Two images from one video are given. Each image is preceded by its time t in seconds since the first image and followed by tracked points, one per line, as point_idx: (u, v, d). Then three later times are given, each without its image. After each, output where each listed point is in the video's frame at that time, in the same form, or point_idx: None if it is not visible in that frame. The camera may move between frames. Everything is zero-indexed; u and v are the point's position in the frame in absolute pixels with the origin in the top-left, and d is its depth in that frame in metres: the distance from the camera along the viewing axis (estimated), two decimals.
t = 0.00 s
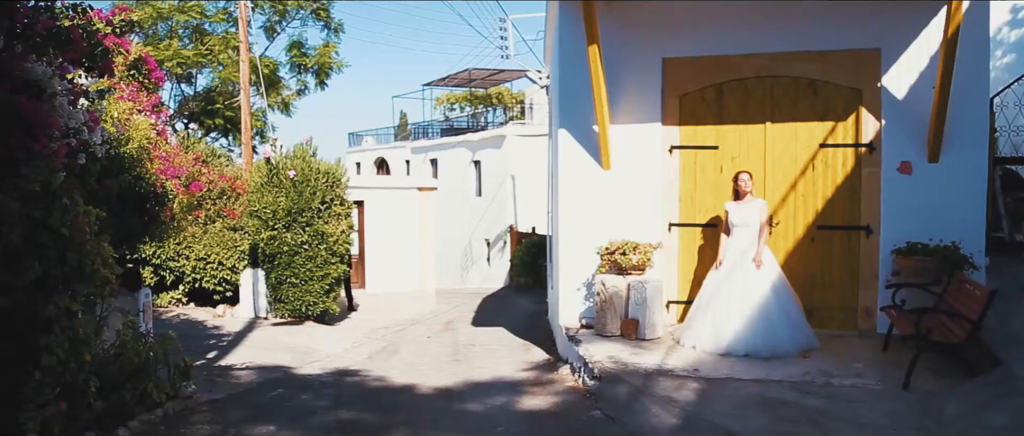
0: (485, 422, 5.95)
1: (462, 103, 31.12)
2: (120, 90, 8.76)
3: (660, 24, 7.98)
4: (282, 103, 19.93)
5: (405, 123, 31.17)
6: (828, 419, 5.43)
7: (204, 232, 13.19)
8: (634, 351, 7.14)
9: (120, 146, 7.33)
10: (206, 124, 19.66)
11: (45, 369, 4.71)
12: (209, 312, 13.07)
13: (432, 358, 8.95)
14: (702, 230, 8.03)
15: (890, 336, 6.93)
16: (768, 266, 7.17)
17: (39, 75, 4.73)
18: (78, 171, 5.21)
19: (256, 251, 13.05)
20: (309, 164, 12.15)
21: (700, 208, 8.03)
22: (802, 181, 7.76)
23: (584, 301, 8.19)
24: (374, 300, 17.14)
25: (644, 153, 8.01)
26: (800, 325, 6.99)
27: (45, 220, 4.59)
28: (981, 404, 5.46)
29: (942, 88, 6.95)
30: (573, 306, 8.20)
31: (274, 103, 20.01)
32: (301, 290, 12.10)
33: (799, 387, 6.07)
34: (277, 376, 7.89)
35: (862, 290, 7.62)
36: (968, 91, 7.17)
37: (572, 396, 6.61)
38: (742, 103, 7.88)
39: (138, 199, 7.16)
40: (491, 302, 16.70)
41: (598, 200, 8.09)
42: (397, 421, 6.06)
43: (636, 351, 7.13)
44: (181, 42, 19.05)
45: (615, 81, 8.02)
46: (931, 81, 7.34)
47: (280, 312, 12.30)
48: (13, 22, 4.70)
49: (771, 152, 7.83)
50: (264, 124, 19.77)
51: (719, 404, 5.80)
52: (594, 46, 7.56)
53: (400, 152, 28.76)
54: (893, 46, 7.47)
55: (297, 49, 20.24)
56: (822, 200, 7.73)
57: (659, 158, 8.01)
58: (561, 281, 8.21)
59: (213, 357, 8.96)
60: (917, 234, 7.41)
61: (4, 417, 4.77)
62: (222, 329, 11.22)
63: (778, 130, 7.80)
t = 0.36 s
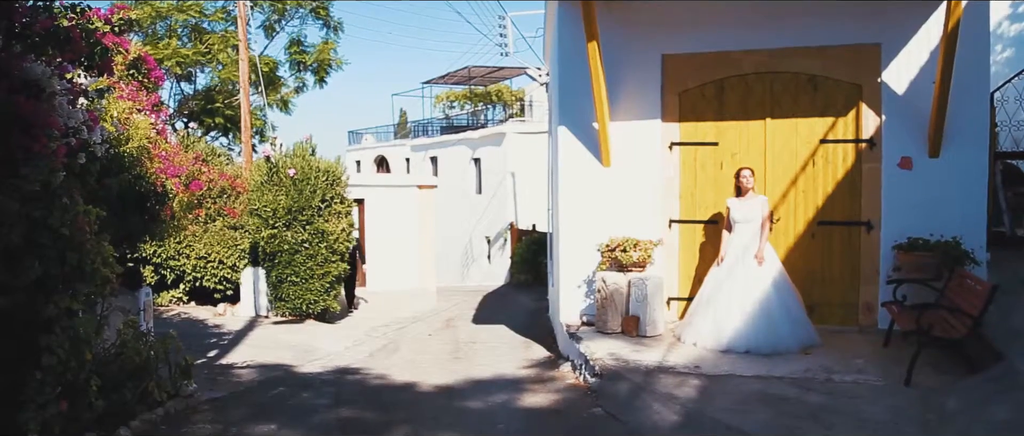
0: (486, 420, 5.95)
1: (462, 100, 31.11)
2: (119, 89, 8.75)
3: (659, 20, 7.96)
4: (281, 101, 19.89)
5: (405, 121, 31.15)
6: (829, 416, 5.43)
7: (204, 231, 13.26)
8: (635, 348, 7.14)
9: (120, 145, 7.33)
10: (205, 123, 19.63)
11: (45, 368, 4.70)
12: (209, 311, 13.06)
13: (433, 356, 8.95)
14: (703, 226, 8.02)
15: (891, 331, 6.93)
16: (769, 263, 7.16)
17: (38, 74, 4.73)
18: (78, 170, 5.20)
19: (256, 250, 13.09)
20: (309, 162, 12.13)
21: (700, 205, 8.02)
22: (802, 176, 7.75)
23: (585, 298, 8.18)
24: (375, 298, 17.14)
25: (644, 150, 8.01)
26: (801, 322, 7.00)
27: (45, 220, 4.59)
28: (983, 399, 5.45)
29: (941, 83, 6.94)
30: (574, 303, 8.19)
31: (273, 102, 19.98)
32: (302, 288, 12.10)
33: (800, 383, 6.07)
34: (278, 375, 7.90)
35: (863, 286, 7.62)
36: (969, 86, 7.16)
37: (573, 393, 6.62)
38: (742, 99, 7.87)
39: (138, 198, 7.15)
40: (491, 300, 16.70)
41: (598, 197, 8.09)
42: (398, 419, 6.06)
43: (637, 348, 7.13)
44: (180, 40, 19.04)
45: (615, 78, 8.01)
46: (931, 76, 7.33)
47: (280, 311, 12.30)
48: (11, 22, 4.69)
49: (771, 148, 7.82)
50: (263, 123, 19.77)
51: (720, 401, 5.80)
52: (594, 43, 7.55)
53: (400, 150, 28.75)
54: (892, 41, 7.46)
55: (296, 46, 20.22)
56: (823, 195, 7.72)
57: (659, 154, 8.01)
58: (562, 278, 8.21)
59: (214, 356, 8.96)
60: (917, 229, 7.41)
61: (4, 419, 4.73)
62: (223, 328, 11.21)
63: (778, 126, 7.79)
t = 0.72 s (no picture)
0: (487, 420, 5.94)
1: (464, 100, 31.11)
2: (121, 87, 8.72)
3: (660, 20, 7.96)
4: (283, 100, 19.86)
5: (407, 121, 31.14)
6: (831, 417, 5.42)
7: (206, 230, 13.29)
8: (637, 349, 7.13)
9: (122, 144, 7.33)
10: (207, 122, 19.63)
11: (47, 366, 4.71)
12: (211, 309, 13.07)
13: (434, 355, 8.95)
14: (705, 227, 8.02)
15: (893, 333, 6.93)
16: (770, 264, 7.15)
17: (41, 73, 4.70)
18: (77, 169, 5.22)
19: (257, 249, 13.12)
20: (311, 162, 12.12)
21: (702, 205, 8.02)
22: (804, 177, 7.74)
23: (586, 298, 8.18)
24: (376, 297, 17.14)
25: (646, 150, 8.01)
26: (802, 323, 6.99)
27: (47, 218, 4.58)
28: (985, 401, 5.44)
29: (944, 84, 6.93)
30: (575, 303, 8.19)
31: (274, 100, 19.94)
32: (303, 287, 12.09)
33: (802, 384, 6.06)
34: (278, 374, 7.89)
35: (865, 287, 7.62)
36: (971, 87, 7.15)
37: (574, 393, 6.61)
38: (744, 99, 7.87)
39: (140, 196, 7.15)
40: (493, 300, 16.70)
41: (600, 197, 8.09)
42: (399, 419, 6.05)
43: (638, 349, 7.12)
44: (182, 39, 19.04)
45: (616, 78, 8.00)
46: (933, 77, 7.32)
47: (281, 310, 12.30)
48: (14, 20, 4.68)
49: (773, 148, 7.81)
50: (265, 123, 19.79)
51: (721, 402, 5.79)
52: (597, 44, 7.55)
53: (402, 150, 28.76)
54: (894, 42, 7.44)
55: (298, 45, 20.21)
56: (824, 196, 7.71)
57: (661, 155, 8.00)
58: (563, 278, 8.21)
59: (215, 354, 8.96)
60: (920, 230, 7.40)
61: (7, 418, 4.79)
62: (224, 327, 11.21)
63: (780, 127, 7.79)
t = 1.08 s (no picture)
0: (489, 421, 5.94)
1: (466, 101, 31.11)
2: (124, 88, 8.72)
3: (663, 22, 7.96)
4: (285, 101, 19.87)
5: (409, 122, 31.14)
6: (833, 418, 5.42)
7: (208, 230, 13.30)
8: (639, 349, 7.13)
9: (124, 145, 7.33)
10: (210, 123, 19.66)
11: (51, 367, 4.72)
12: (213, 310, 13.08)
13: (436, 356, 8.95)
14: (707, 228, 8.01)
15: (895, 334, 6.93)
16: (772, 265, 7.15)
17: (43, 74, 4.71)
18: (80, 169, 5.24)
19: (260, 249, 13.16)
20: (313, 163, 12.13)
21: (704, 206, 8.01)
22: (806, 178, 7.74)
23: (588, 299, 8.18)
24: (378, 298, 17.13)
25: (648, 151, 8.01)
26: (804, 324, 6.99)
27: (50, 219, 4.62)
28: (987, 403, 5.44)
29: (946, 85, 6.93)
30: (577, 304, 8.19)
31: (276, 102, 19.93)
32: (306, 288, 12.10)
33: (804, 385, 6.06)
34: (280, 375, 7.90)
35: (867, 288, 7.62)
36: (973, 89, 7.15)
37: (576, 394, 6.61)
38: (745, 100, 7.86)
39: (143, 197, 7.17)
40: (495, 300, 16.69)
41: (602, 198, 8.10)
42: (401, 420, 6.06)
43: (640, 349, 7.13)
44: (185, 41, 19.04)
45: (618, 79, 8.01)
46: (934, 78, 7.32)
47: (283, 311, 12.31)
48: (18, 22, 4.69)
49: (775, 150, 7.80)
50: (267, 124, 19.98)
51: (723, 403, 5.79)
52: (599, 44, 7.54)
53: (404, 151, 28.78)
54: (896, 44, 7.44)
55: (301, 47, 20.22)
56: (827, 197, 7.71)
57: (663, 156, 8.00)
58: (566, 279, 8.22)
59: (217, 355, 8.97)
60: (922, 232, 7.40)
61: (6, 417, 4.72)
62: (226, 327, 11.22)
63: (782, 128, 7.78)
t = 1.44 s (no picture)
0: (491, 422, 5.94)
1: (467, 103, 31.11)
2: (125, 90, 8.73)
3: (664, 22, 7.96)
4: (286, 102, 19.88)
5: (411, 123, 31.15)
6: (835, 419, 5.41)
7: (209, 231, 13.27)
8: (640, 350, 7.12)
9: (126, 146, 7.33)
10: (211, 124, 19.69)
11: (51, 368, 4.73)
12: (214, 311, 13.11)
13: (437, 357, 8.95)
14: (708, 229, 8.01)
15: (896, 335, 6.92)
16: (774, 265, 7.15)
17: (45, 75, 4.71)
18: (82, 171, 5.23)
19: (261, 251, 13.14)
20: (314, 164, 12.13)
21: (705, 207, 8.01)
22: (808, 179, 7.74)
23: (589, 300, 8.18)
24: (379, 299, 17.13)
25: (649, 152, 8.01)
26: (806, 325, 6.99)
27: (50, 219, 4.60)
28: (988, 404, 5.43)
29: (947, 86, 6.92)
30: (579, 304, 8.19)
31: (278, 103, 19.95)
32: (307, 289, 12.08)
33: (805, 386, 6.06)
34: (282, 376, 7.90)
35: (868, 288, 7.61)
36: (974, 90, 7.15)
37: (577, 395, 6.61)
38: (747, 101, 7.86)
39: (144, 198, 7.17)
40: (497, 302, 16.68)
41: (603, 199, 8.10)
42: (402, 420, 6.06)
43: (641, 350, 7.12)
44: (186, 42, 19.05)
45: (619, 80, 8.00)
46: (935, 80, 7.31)
47: (285, 312, 12.31)
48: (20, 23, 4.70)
49: (776, 150, 7.80)
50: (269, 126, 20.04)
51: (725, 403, 5.78)
52: (600, 45, 7.53)
53: (406, 152, 28.79)
54: (898, 44, 7.44)
55: (302, 49, 20.24)
56: (828, 198, 7.70)
57: (664, 157, 8.00)
58: (567, 280, 8.21)
59: (218, 356, 8.97)
60: (923, 232, 7.39)
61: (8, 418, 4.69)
62: (227, 329, 11.22)
63: (783, 129, 7.78)
